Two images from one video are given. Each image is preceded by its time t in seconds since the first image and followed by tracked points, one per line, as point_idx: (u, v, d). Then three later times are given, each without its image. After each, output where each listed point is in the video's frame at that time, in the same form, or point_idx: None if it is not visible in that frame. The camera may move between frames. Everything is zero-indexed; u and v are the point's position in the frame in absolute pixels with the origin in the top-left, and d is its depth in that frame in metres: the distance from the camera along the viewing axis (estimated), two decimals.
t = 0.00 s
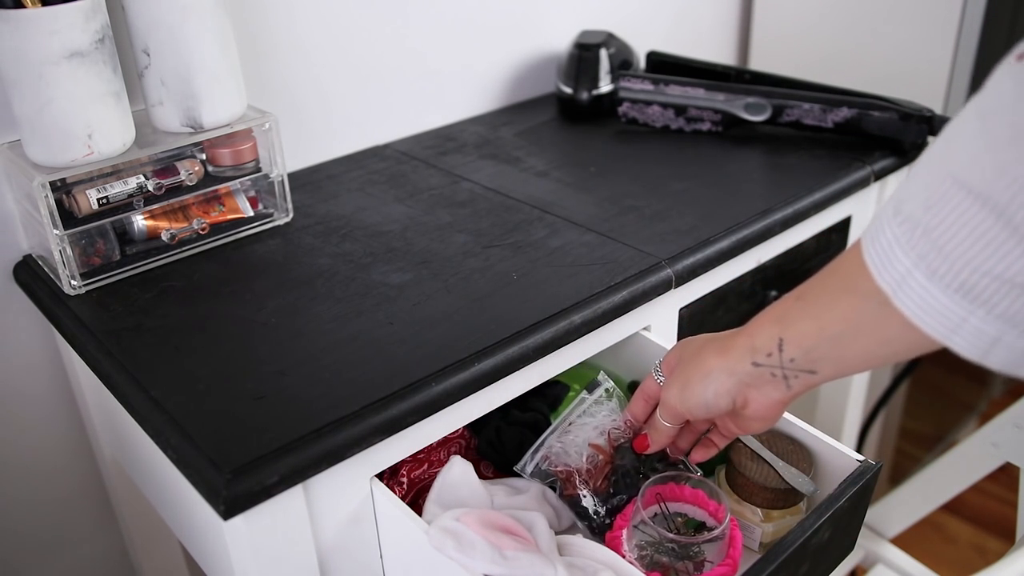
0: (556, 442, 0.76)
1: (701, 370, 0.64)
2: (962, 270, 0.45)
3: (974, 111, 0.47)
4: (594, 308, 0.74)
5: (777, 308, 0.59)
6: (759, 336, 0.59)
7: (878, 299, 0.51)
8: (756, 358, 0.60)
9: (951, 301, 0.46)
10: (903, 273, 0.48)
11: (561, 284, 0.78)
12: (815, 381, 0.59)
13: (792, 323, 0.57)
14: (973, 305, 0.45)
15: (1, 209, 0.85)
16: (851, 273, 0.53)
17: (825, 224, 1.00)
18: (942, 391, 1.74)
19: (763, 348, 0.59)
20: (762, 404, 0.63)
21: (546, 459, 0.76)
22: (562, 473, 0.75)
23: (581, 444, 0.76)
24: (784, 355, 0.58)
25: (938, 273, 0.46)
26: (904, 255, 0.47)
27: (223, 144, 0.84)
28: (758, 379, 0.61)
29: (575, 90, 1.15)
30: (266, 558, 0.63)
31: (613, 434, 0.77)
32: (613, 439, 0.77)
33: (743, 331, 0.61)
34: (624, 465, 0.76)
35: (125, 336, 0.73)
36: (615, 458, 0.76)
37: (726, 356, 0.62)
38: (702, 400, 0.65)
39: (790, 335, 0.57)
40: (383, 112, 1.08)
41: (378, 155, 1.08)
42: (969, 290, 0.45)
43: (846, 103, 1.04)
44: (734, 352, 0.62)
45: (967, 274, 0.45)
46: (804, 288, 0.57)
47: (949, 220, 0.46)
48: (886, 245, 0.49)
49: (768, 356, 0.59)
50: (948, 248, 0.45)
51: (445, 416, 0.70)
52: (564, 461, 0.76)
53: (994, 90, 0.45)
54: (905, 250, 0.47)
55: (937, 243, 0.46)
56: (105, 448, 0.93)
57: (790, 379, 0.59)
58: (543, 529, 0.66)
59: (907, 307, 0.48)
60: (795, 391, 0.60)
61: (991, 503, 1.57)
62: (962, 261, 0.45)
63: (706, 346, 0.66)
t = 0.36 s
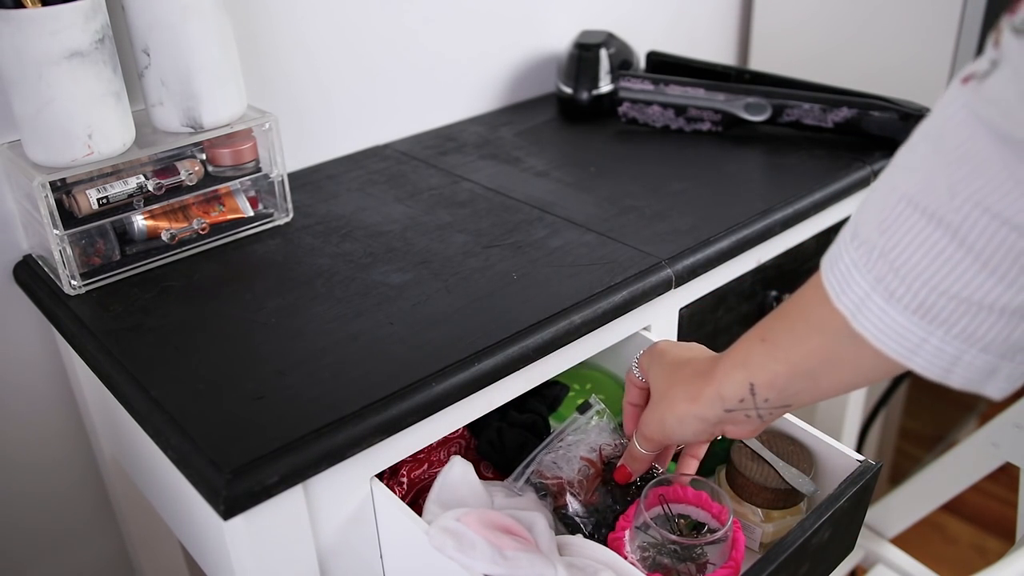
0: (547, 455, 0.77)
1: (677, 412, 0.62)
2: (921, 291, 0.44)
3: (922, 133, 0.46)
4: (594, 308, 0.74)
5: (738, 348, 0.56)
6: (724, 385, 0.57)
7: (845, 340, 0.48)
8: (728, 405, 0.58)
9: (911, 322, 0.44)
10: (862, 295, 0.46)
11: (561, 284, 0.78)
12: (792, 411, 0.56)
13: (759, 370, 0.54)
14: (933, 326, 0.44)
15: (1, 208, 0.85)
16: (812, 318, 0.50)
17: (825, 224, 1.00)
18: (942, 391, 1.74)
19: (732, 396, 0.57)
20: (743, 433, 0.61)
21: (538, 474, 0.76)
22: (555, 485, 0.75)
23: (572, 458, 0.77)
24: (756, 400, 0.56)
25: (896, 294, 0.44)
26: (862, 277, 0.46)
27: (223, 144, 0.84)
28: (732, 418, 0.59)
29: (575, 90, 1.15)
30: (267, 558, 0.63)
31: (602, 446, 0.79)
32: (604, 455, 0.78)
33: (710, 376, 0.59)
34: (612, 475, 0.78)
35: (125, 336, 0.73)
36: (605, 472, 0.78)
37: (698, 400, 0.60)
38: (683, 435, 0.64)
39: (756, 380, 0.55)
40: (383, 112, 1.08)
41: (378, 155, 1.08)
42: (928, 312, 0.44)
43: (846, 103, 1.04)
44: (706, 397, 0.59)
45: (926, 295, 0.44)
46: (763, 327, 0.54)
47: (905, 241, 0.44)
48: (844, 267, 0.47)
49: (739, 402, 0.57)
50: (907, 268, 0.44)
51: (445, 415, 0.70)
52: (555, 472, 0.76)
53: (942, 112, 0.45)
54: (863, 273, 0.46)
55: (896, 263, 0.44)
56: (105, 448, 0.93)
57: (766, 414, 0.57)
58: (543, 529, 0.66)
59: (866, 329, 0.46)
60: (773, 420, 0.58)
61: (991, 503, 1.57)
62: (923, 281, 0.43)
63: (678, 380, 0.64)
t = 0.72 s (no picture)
0: (545, 459, 0.77)
1: (728, 462, 0.58)
2: (967, 295, 0.43)
3: (965, 139, 0.46)
4: (594, 308, 0.74)
5: (786, 388, 0.54)
6: (784, 424, 0.54)
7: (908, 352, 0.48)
8: (789, 442, 0.55)
9: (956, 325, 0.44)
10: (905, 301, 0.46)
11: (561, 284, 0.78)
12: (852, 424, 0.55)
13: (823, 405, 0.52)
14: (981, 329, 0.44)
15: (1, 208, 0.85)
16: (872, 345, 0.49)
17: (825, 224, 1.00)
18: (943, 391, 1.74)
19: (795, 433, 0.54)
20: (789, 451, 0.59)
21: (537, 476, 0.76)
22: (554, 488, 0.75)
23: (569, 461, 0.78)
24: (819, 431, 0.54)
25: (941, 299, 0.44)
26: (905, 283, 0.46)
27: (223, 144, 0.84)
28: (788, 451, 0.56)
29: (575, 89, 1.15)
30: (268, 557, 0.63)
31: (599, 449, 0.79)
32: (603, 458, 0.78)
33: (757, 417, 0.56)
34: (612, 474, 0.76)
35: (125, 336, 0.73)
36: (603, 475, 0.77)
37: (750, 446, 0.56)
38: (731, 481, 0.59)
39: (822, 414, 0.52)
40: (383, 112, 1.08)
41: (378, 155, 1.08)
42: (974, 315, 0.43)
43: (846, 103, 1.04)
44: (760, 441, 0.56)
45: (973, 299, 0.43)
46: (814, 359, 0.52)
47: (946, 244, 0.44)
48: (888, 274, 0.47)
49: (801, 437, 0.54)
50: (949, 272, 0.44)
51: (445, 415, 0.70)
52: (552, 475, 0.76)
53: (985, 117, 0.45)
54: (906, 278, 0.46)
55: (938, 267, 0.44)
56: (105, 448, 0.93)
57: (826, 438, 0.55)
58: (542, 529, 0.65)
59: (913, 336, 0.46)
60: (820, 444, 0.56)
61: (991, 503, 1.57)
62: (965, 283, 0.43)
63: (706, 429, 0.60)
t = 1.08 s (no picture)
0: (544, 465, 0.78)
1: (714, 463, 0.56)
2: (950, 293, 0.44)
3: (949, 129, 0.46)
4: (594, 308, 0.74)
5: (760, 384, 0.54)
6: (767, 417, 0.54)
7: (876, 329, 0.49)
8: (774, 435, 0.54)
9: (937, 323, 0.44)
10: (886, 296, 0.46)
11: (561, 284, 0.78)
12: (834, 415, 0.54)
13: (801, 397, 0.52)
14: (961, 327, 0.44)
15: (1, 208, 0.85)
16: (842, 333, 0.49)
17: (825, 223, 1.00)
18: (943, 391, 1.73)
19: (777, 424, 0.54)
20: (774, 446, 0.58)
21: (533, 482, 0.77)
22: (549, 492, 0.75)
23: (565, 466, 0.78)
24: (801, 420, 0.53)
25: (923, 296, 0.44)
26: (887, 278, 0.46)
27: (223, 144, 0.84)
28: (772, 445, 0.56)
29: (575, 90, 1.15)
30: (267, 557, 0.63)
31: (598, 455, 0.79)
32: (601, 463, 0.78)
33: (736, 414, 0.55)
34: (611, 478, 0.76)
35: (125, 336, 0.73)
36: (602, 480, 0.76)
37: (734, 443, 0.55)
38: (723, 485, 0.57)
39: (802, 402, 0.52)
40: (383, 112, 1.08)
41: (378, 155, 1.08)
42: (955, 313, 0.44)
43: (846, 103, 1.03)
44: (742, 437, 0.55)
45: (955, 297, 0.43)
46: (787, 354, 0.52)
47: (932, 239, 0.44)
48: (867, 269, 0.47)
49: (784, 428, 0.54)
50: (934, 268, 0.44)
51: (445, 415, 0.70)
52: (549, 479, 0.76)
53: (971, 108, 0.45)
54: (887, 273, 0.46)
55: (923, 263, 0.44)
56: (105, 448, 0.93)
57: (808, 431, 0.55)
58: (543, 530, 0.65)
59: (892, 333, 0.46)
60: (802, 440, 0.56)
61: (991, 502, 1.57)
62: (950, 281, 0.44)
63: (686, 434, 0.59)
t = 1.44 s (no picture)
0: (546, 458, 0.78)
1: (792, 394, 0.51)
2: None
3: None
4: (594, 308, 0.74)
5: (866, 304, 0.48)
6: (862, 343, 0.48)
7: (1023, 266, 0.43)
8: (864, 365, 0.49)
9: None
10: None
11: (561, 284, 0.78)
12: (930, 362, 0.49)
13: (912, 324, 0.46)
14: None
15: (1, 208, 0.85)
16: (986, 263, 0.44)
17: (825, 223, 1.00)
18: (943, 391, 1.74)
19: (872, 353, 0.48)
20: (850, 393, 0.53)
21: (538, 476, 0.77)
22: (554, 488, 0.76)
23: (571, 460, 0.77)
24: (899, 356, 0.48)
25: None
26: None
27: (223, 144, 0.84)
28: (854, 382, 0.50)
29: (575, 89, 1.15)
30: (268, 556, 0.63)
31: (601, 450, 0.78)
32: (604, 459, 0.78)
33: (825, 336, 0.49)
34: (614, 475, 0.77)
35: (125, 336, 0.73)
36: (604, 476, 0.77)
37: (818, 370, 0.50)
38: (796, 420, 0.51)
39: (906, 333, 0.47)
40: (383, 112, 1.08)
41: (378, 155, 1.08)
42: None
43: (846, 103, 1.03)
44: (828, 364, 0.49)
45: None
46: (904, 278, 0.47)
47: None
48: None
49: (875, 360, 0.48)
50: None
51: (445, 415, 0.70)
52: (552, 475, 0.76)
53: None
54: None
55: None
56: (105, 448, 0.93)
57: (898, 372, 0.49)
58: (543, 529, 0.64)
59: None
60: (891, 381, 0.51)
61: (991, 503, 1.57)
62: None
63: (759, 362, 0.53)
